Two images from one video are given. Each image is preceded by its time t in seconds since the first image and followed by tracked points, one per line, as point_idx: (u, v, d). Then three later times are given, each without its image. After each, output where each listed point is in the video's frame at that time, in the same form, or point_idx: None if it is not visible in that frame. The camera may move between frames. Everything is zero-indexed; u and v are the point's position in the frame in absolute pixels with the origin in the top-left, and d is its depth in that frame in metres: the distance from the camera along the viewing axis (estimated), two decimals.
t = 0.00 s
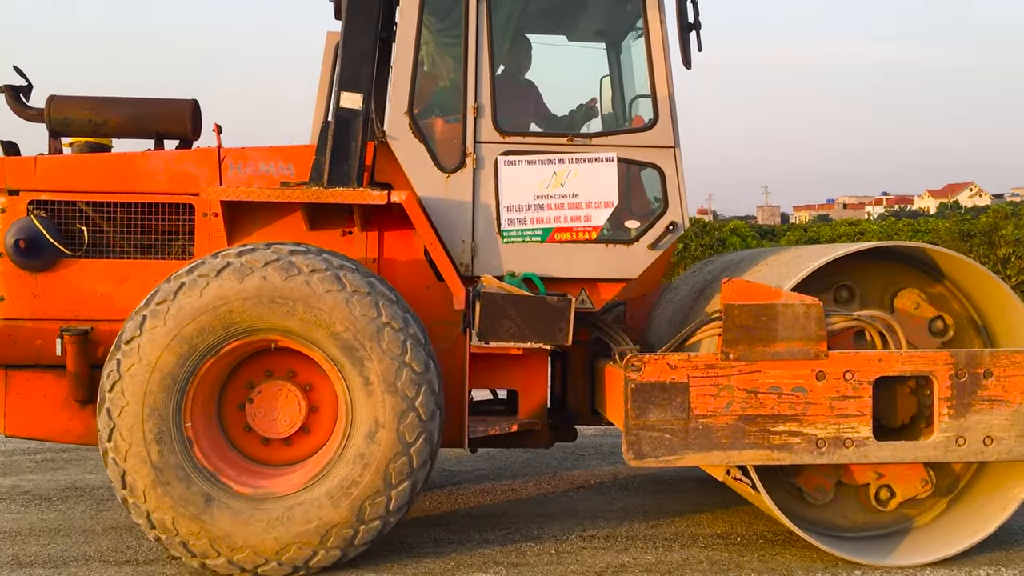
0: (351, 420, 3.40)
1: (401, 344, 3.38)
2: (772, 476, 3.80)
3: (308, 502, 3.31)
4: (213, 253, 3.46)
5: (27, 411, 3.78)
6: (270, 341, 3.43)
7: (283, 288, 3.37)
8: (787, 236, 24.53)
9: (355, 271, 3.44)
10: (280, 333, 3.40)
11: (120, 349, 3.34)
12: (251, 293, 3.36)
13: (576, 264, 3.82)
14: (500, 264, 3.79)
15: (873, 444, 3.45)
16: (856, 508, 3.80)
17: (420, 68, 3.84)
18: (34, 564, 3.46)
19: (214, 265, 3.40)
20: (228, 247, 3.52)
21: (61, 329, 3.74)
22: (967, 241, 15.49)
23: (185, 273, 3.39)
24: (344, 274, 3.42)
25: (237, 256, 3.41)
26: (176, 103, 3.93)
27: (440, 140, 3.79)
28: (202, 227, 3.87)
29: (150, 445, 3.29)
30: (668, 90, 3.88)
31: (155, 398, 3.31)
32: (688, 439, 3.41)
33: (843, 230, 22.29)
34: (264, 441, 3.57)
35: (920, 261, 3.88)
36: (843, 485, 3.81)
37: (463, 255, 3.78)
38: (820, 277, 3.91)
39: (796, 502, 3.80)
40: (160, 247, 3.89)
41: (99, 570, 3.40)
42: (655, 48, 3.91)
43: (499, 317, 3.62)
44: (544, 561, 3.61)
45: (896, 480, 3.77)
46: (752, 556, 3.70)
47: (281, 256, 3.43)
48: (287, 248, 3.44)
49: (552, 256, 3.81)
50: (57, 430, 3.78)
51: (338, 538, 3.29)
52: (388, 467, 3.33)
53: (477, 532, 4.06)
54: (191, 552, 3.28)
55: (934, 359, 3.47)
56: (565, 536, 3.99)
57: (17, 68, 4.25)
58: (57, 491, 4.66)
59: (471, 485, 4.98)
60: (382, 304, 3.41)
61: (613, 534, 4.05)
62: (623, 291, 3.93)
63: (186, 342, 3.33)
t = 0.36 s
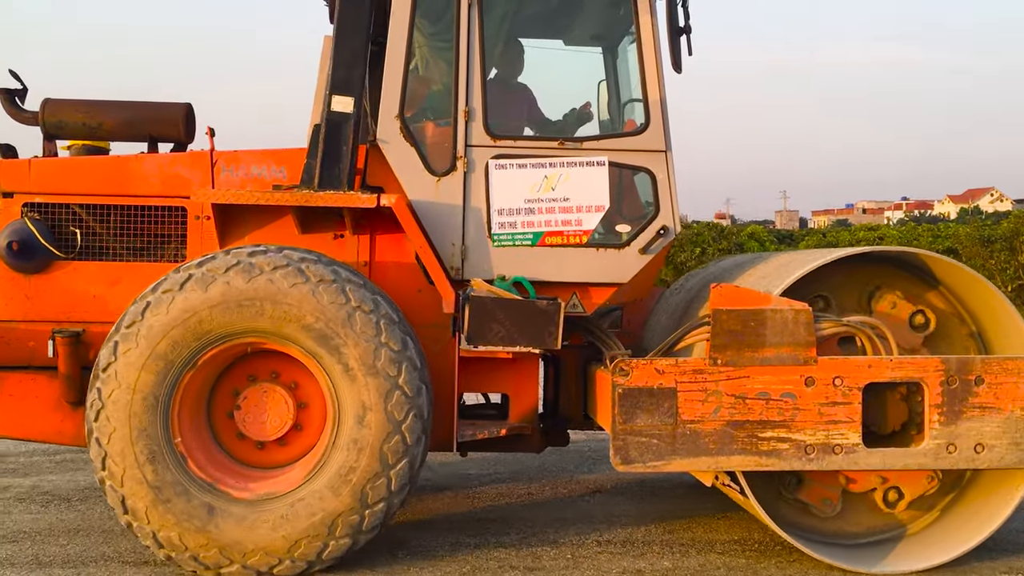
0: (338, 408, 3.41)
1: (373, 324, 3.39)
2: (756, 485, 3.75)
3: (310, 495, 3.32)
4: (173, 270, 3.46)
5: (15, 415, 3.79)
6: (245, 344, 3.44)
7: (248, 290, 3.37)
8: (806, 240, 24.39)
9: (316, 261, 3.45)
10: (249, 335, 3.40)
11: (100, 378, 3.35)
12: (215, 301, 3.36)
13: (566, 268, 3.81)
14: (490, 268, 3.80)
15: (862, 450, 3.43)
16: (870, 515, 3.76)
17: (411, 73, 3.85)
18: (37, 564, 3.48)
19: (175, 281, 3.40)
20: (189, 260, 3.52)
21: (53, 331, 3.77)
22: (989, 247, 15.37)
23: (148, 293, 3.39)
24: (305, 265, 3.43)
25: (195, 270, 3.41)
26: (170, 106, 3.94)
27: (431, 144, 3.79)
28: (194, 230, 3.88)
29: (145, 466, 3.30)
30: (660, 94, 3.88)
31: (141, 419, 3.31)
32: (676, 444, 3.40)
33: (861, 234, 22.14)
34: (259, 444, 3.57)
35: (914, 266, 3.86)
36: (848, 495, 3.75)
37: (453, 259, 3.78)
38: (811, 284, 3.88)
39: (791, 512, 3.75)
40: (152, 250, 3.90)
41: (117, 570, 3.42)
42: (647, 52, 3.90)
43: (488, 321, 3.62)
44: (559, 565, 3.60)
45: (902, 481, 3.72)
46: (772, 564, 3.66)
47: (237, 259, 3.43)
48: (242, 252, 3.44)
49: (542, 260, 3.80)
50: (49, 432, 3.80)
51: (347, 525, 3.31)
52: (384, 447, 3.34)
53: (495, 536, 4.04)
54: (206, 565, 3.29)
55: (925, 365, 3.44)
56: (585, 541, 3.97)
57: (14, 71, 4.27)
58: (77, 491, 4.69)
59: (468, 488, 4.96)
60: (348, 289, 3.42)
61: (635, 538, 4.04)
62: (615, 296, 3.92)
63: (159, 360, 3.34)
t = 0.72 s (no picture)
0: (322, 399, 3.42)
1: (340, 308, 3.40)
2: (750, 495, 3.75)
3: (309, 486, 3.34)
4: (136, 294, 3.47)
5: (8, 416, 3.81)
6: (219, 351, 3.44)
7: (212, 298, 3.38)
8: (824, 244, 24.24)
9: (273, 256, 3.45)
10: (219, 341, 3.40)
11: (84, 409, 3.36)
12: (180, 315, 3.36)
13: (555, 273, 3.81)
14: (479, 272, 3.79)
15: (850, 456, 3.41)
16: (880, 517, 3.74)
17: (400, 77, 3.85)
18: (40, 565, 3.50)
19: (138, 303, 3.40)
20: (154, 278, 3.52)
21: (45, 334, 3.79)
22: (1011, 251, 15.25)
23: (116, 319, 3.39)
24: (264, 262, 3.43)
25: (156, 290, 3.41)
26: (161, 111, 3.96)
27: (420, 148, 3.80)
28: (185, 234, 3.84)
29: (141, 488, 3.31)
30: (650, 98, 3.87)
31: (130, 442, 3.33)
32: (663, 449, 3.39)
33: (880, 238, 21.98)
34: (254, 448, 3.58)
35: (904, 270, 3.84)
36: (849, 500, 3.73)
37: (442, 263, 3.78)
38: (800, 289, 3.88)
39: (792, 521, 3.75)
40: (144, 254, 3.92)
41: (139, 570, 3.46)
42: (637, 56, 3.90)
43: (476, 325, 3.61)
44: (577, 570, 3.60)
45: (908, 478, 3.72)
46: (790, 569, 3.67)
47: (193, 269, 3.43)
48: (197, 263, 3.44)
49: (531, 264, 3.80)
50: (40, 435, 3.82)
51: (352, 509, 3.32)
52: (376, 428, 3.35)
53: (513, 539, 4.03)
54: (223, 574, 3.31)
55: (914, 370, 3.42)
56: (604, 545, 3.96)
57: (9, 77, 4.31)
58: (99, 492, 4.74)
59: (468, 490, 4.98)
60: (311, 279, 3.43)
61: (658, 543, 4.03)
62: (605, 300, 3.91)
63: (136, 383, 3.34)
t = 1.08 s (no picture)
0: (307, 384, 3.43)
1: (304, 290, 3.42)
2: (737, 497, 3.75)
3: (308, 469, 3.36)
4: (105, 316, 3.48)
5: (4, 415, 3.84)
6: (195, 354, 3.45)
7: (178, 303, 3.39)
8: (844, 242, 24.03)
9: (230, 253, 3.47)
10: (190, 345, 3.41)
11: (74, 433, 3.37)
12: (149, 327, 3.37)
13: (546, 271, 3.80)
14: (469, 271, 3.79)
15: (839, 455, 3.40)
16: (888, 510, 3.74)
17: (390, 77, 3.85)
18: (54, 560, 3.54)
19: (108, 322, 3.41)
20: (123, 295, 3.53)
21: (38, 333, 3.83)
22: None
23: (90, 342, 3.40)
24: (222, 259, 3.44)
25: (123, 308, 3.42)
26: (155, 111, 3.99)
27: (411, 148, 3.81)
28: (178, 233, 3.91)
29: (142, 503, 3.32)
30: (641, 97, 3.87)
31: (125, 459, 3.34)
32: (650, 448, 3.38)
33: (900, 236, 21.78)
34: (251, 446, 3.60)
35: (897, 271, 3.82)
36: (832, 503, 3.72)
37: (432, 262, 3.79)
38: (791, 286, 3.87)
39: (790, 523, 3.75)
40: (137, 253, 3.95)
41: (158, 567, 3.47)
42: (628, 56, 3.90)
43: (465, 324, 3.61)
44: (594, 569, 3.60)
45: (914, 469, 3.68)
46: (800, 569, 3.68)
47: (153, 279, 3.44)
48: (157, 275, 3.45)
49: (522, 263, 3.80)
50: (35, 432, 3.85)
51: (354, 485, 3.33)
52: (365, 403, 3.36)
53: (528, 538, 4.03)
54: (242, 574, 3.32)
55: (904, 370, 3.40)
56: (621, 544, 3.95)
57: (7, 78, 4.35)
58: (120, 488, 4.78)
59: (468, 489, 4.99)
60: (273, 268, 3.45)
61: (675, 542, 4.02)
62: (597, 299, 3.90)
63: (119, 400, 3.36)
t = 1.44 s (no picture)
0: (288, 365, 3.45)
1: (264, 271, 3.44)
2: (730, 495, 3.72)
3: (305, 444, 3.38)
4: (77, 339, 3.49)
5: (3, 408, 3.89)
6: (174, 355, 3.46)
7: (147, 308, 3.40)
8: (864, 236, 23.85)
9: (187, 252, 3.48)
10: (164, 348, 3.43)
11: (72, 452, 3.39)
12: (123, 338, 3.39)
13: (537, 265, 3.80)
14: (460, 265, 3.78)
15: (829, 449, 3.39)
16: (897, 493, 3.72)
17: (381, 71, 3.85)
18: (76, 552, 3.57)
19: (83, 341, 3.42)
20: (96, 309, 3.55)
21: (32, 327, 3.85)
22: None
23: (69, 363, 3.42)
24: (181, 258, 3.46)
25: (94, 327, 3.43)
26: (148, 106, 4.01)
27: (401, 142, 3.80)
28: (171, 228, 3.92)
29: (146, 512, 3.33)
30: (632, 90, 3.86)
31: (124, 469, 3.36)
32: (638, 442, 3.38)
33: (921, 230, 21.62)
34: (248, 438, 3.61)
35: (889, 265, 3.80)
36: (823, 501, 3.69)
37: (423, 256, 3.79)
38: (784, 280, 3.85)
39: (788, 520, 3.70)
40: (130, 248, 3.97)
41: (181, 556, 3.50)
42: (619, 48, 3.88)
43: (455, 318, 3.61)
44: (614, 563, 3.61)
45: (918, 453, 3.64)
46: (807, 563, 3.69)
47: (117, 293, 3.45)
48: (119, 288, 3.46)
49: (512, 257, 3.79)
50: (31, 425, 3.88)
51: (352, 453, 3.36)
52: (349, 372, 3.39)
53: (549, 532, 4.05)
54: (263, 561, 3.35)
55: (894, 364, 3.39)
56: (642, 539, 3.97)
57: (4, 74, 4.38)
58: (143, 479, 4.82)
59: (467, 483, 5.01)
60: (233, 257, 3.46)
61: (695, 536, 4.02)
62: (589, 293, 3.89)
63: (107, 413, 3.38)
